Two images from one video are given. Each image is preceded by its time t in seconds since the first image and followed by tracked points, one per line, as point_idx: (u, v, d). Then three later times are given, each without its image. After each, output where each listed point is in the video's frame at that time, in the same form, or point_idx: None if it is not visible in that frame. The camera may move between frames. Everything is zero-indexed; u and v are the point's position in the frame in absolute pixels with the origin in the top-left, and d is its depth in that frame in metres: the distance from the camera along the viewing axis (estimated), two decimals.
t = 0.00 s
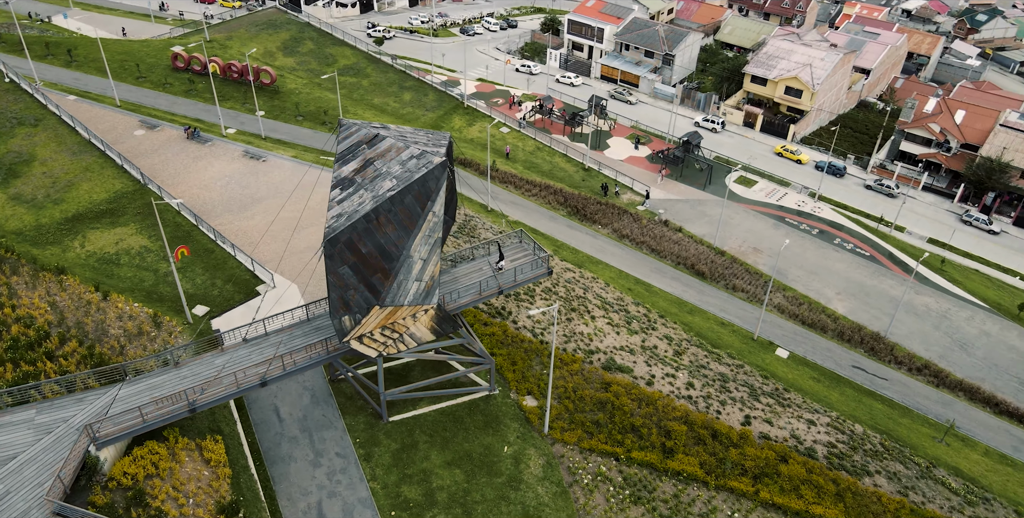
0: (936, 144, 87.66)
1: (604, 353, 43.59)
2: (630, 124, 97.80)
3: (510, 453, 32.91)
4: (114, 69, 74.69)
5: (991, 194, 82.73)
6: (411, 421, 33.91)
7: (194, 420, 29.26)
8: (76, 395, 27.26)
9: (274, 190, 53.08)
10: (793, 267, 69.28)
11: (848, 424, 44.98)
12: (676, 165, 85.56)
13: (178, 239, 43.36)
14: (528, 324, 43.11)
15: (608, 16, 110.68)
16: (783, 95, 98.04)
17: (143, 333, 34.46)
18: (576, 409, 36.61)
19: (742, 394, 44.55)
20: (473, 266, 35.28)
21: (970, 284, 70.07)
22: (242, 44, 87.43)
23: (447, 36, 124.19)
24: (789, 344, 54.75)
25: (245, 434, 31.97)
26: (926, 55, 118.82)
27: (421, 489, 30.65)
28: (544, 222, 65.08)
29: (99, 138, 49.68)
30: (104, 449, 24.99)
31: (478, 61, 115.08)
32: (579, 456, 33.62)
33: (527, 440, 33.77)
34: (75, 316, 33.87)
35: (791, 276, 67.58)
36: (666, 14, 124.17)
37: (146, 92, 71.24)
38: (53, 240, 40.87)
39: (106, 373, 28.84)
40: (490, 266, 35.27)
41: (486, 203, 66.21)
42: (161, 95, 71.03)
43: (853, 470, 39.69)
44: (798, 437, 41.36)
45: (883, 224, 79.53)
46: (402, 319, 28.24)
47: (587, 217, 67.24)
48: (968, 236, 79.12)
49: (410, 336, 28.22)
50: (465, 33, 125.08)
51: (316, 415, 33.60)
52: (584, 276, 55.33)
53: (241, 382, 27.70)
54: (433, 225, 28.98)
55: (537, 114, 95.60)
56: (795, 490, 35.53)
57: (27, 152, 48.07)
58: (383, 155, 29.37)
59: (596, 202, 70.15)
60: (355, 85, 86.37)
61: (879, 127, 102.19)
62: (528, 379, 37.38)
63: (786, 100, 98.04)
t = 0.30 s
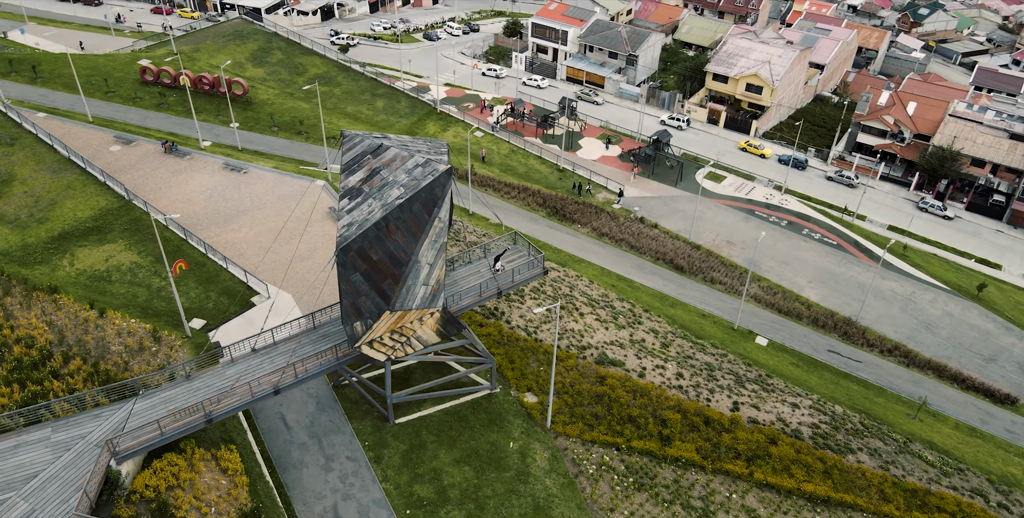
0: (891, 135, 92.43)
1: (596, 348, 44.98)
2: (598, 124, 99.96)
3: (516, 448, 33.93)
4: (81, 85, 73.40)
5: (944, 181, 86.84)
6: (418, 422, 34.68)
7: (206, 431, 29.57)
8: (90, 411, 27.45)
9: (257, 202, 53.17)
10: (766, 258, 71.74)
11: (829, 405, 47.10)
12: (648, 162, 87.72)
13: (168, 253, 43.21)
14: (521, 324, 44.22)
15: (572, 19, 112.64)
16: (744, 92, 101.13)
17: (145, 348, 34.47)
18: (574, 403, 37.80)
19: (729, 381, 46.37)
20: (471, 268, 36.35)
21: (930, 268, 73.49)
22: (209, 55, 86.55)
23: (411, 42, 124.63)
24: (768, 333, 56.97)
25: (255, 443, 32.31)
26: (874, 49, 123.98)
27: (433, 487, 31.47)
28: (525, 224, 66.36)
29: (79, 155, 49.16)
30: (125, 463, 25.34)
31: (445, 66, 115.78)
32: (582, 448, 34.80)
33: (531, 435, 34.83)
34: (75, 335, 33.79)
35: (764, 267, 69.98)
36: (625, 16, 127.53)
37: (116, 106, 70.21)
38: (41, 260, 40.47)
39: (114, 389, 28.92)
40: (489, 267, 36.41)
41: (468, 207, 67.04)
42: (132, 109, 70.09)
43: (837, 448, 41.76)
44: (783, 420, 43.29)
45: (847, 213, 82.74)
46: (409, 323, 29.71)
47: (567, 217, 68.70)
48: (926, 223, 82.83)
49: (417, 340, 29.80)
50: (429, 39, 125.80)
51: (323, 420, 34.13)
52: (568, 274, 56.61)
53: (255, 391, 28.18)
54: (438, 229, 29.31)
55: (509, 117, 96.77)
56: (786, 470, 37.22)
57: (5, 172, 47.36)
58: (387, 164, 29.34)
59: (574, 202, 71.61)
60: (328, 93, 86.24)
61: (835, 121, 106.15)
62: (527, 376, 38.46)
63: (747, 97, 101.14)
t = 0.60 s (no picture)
0: (851, 128, 95.31)
1: (588, 343, 46.31)
2: (571, 125, 101.57)
3: (520, 443, 34.91)
4: (51, 100, 72.15)
5: (903, 172, 90.59)
6: (423, 423, 35.44)
7: (218, 440, 29.87)
8: (104, 425, 27.65)
9: (243, 213, 53.17)
10: (741, 251, 73.92)
11: (811, 391, 49.03)
12: (623, 162, 89.68)
13: (160, 267, 43.08)
14: (515, 323, 45.27)
15: (539, 22, 113.99)
16: (710, 90, 103.64)
17: (147, 363, 34.55)
18: (573, 398, 38.92)
19: (716, 371, 48.02)
20: (469, 271, 37.29)
21: (897, 255, 76.54)
22: (180, 66, 85.62)
23: (378, 48, 124.68)
24: (748, 323, 59.16)
25: (265, 450, 32.66)
26: (829, 45, 128.78)
27: (444, 485, 32.26)
28: (508, 226, 67.51)
29: (60, 172, 48.64)
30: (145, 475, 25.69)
31: (415, 71, 116.10)
32: (584, 441, 35.95)
33: (534, 431, 35.84)
34: (76, 352, 33.74)
35: (741, 260, 72.11)
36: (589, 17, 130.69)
37: (89, 121, 69.20)
38: (31, 278, 40.11)
39: (124, 404, 28.99)
40: (486, 269, 37.41)
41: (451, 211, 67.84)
42: (106, 123, 69.17)
43: (821, 429, 43.66)
44: (770, 406, 45.05)
45: (815, 205, 85.55)
46: (415, 327, 30.83)
47: (548, 217, 70.03)
48: (890, 212, 86.18)
49: (423, 341, 31.10)
50: (396, 45, 125.97)
51: (330, 425, 34.64)
52: (554, 273, 57.84)
53: (268, 399, 28.66)
54: (444, 234, 29.80)
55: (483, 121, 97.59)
56: (777, 453, 38.88)
57: None
58: (392, 173, 29.85)
59: (554, 203, 72.89)
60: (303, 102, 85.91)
61: (797, 116, 109.69)
62: (525, 374, 39.49)
63: (713, 95, 103.70)
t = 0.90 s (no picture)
0: (811, 123, 98.52)
1: (579, 339, 47.74)
2: (543, 128, 103.04)
3: (525, 439, 36.00)
4: (19, 118, 70.78)
5: (862, 163, 94.54)
6: (429, 424, 36.26)
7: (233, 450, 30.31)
8: (121, 440, 27.95)
9: (229, 225, 53.13)
10: (715, 245, 76.19)
11: (793, 376, 51.10)
12: (596, 162, 91.75)
13: (153, 282, 43.03)
14: (508, 323, 46.41)
15: (504, 26, 115.67)
16: (674, 89, 106.23)
17: (151, 377, 34.70)
18: (571, 392, 40.19)
19: (702, 361, 49.81)
20: (467, 273, 38.32)
21: (862, 244, 79.78)
22: (149, 80, 84.53)
23: (343, 56, 124.25)
24: (727, 315, 61.34)
25: (276, 457, 33.13)
26: (783, 42, 133.38)
27: (455, 483, 33.17)
28: (490, 229, 68.59)
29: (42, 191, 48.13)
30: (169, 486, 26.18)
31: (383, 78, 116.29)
32: (585, 434, 37.25)
33: (537, 426, 36.97)
34: (80, 370, 33.77)
35: (716, 254, 74.37)
36: (551, 20, 133.13)
37: (60, 138, 68.11)
38: (23, 298, 39.76)
39: (136, 418, 29.19)
40: (484, 271, 38.49)
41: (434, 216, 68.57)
42: (78, 139, 68.17)
43: (805, 412, 45.74)
44: (755, 392, 46.99)
45: (783, 198, 88.51)
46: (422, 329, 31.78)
47: (529, 219, 71.39)
48: (852, 203, 89.68)
49: (429, 344, 32.21)
50: (360, 52, 125.95)
51: (338, 430, 35.23)
52: (539, 273, 59.11)
53: (283, 407, 29.28)
54: (450, 239, 30.64)
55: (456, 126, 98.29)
56: (767, 436, 40.65)
57: None
58: (397, 182, 30.65)
59: (533, 205, 74.20)
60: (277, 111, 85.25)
61: (758, 112, 113.27)
62: (524, 372, 40.61)
63: (677, 94, 106.33)
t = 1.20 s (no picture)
0: (773, 118, 101.86)
1: (571, 336, 49.16)
2: (516, 131, 104.32)
3: (529, 434, 37.11)
4: None
5: (823, 155, 98.04)
6: (435, 424, 37.11)
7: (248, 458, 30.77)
8: (139, 453, 28.23)
9: (216, 238, 53.10)
10: (691, 240, 78.34)
11: (775, 363, 53.18)
12: (572, 163, 93.87)
13: (147, 297, 43.01)
14: (501, 323, 47.53)
15: (470, 31, 117.02)
16: (640, 89, 108.89)
17: (157, 392, 34.84)
18: (569, 387, 41.48)
19: (689, 352, 51.60)
20: (465, 275, 39.30)
21: (829, 234, 82.87)
22: (118, 95, 83.38)
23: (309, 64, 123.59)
24: (707, 307, 63.43)
25: (288, 464, 33.59)
26: (738, 40, 136.41)
27: (465, 480, 34.08)
28: (473, 232, 69.60)
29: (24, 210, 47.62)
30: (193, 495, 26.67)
31: (352, 86, 116.29)
32: (586, 426, 38.57)
33: (539, 421, 38.15)
34: (84, 388, 33.78)
35: (693, 248, 76.53)
36: (513, 23, 134.73)
37: (31, 155, 66.94)
38: (16, 319, 39.45)
39: (150, 432, 29.45)
40: (480, 273, 39.51)
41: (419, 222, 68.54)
42: (50, 157, 67.07)
43: (790, 396, 47.82)
44: (741, 379, 48.91)
45: (752, 193, 91.26)
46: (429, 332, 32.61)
47: (510, 221, 72.63)
48: (817, 194, 92.95)
49: (437, 346, 33.09)
50: (325, 59, 125.55)
51: (346, 434, 35.83)
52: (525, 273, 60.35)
53: (298, 412, 29.90)
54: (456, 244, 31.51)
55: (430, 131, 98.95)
56: (757, 420, 42.48)
57: None
58: (404, 190, 31.44)
59: (513, 207, 75.40)
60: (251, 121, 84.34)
61: (720, 109, 116.73)
62: (522, 370, 41.77)
63: (643, 94, 109.09)
